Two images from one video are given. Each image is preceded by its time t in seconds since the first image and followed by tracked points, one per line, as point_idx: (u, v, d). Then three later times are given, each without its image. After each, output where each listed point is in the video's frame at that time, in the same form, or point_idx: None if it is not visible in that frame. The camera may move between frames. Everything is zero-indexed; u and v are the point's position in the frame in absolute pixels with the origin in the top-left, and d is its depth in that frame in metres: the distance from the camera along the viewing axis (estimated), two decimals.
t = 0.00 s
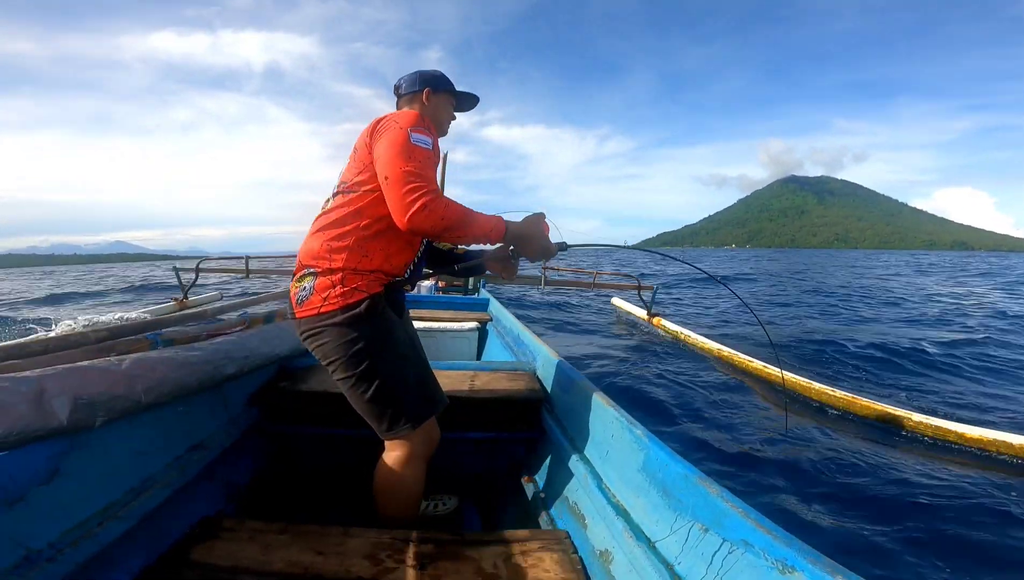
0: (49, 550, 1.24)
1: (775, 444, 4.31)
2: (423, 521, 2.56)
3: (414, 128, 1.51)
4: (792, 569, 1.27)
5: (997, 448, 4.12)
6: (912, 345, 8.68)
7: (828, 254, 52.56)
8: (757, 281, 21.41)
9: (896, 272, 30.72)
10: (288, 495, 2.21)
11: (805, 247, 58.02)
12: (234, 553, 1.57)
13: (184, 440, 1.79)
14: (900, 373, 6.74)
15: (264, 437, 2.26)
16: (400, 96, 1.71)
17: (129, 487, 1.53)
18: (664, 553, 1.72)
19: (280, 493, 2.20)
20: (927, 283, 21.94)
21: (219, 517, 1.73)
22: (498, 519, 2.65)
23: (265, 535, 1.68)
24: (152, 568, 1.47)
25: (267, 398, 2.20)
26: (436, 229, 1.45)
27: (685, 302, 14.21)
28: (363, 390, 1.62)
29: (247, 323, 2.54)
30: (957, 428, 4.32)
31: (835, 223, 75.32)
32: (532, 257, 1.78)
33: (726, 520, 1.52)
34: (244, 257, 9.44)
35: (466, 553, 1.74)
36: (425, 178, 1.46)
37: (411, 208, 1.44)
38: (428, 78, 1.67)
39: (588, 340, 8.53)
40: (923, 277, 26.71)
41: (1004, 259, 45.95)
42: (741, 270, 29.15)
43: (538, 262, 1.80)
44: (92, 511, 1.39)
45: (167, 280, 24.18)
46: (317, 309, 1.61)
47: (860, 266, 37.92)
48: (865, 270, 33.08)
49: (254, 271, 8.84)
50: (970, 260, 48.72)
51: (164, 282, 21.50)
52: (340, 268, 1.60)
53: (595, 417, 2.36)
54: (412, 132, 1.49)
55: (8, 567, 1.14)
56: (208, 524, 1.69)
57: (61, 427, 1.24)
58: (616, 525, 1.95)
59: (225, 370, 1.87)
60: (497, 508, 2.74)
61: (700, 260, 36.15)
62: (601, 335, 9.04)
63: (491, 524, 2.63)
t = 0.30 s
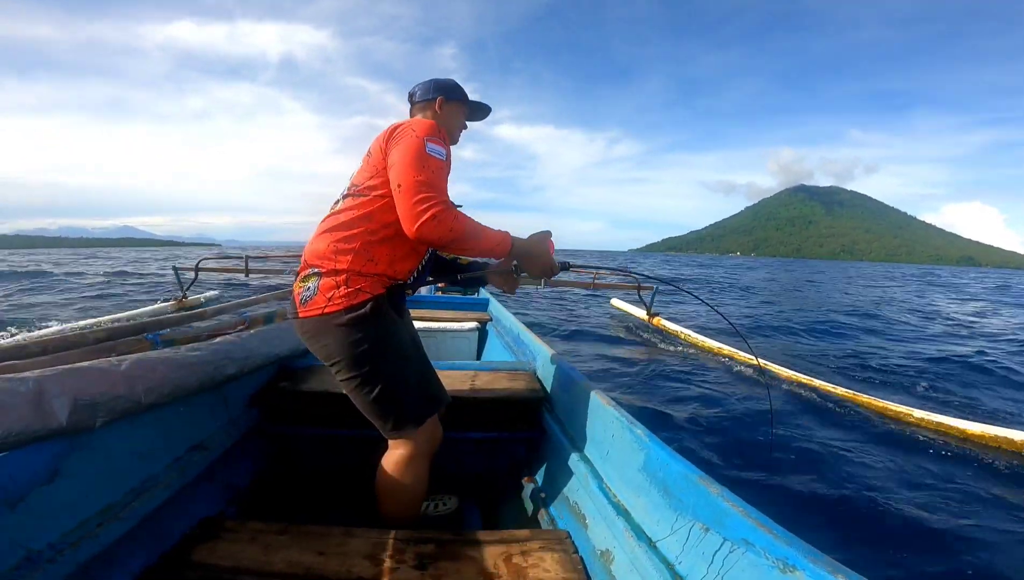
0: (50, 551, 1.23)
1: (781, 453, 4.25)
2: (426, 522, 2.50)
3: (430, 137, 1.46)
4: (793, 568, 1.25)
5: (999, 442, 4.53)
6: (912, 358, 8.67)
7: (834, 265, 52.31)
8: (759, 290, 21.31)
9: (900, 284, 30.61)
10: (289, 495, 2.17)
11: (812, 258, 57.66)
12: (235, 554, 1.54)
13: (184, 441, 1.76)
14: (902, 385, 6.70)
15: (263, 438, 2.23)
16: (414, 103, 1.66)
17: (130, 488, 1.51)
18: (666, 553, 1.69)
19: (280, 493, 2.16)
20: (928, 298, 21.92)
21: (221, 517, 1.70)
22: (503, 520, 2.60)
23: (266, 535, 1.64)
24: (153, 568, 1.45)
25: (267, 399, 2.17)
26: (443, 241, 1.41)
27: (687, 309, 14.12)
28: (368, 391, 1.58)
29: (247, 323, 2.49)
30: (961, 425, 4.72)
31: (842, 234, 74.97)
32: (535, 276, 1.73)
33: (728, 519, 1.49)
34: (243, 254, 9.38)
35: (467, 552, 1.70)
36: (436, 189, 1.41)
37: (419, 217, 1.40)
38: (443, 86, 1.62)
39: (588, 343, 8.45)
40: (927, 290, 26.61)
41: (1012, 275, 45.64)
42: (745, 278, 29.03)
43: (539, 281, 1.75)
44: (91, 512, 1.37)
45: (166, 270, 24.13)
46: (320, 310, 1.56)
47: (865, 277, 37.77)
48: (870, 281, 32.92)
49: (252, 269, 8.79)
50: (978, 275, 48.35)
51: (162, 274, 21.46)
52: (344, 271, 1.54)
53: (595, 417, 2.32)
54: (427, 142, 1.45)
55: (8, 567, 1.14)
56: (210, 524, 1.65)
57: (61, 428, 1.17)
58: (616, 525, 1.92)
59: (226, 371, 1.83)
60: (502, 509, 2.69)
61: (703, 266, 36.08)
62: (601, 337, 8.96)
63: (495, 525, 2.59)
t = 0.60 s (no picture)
0: (47, 550, 1.22)
1: (782, 457, 4.21)
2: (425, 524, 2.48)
3: (423, 139, 1.43)
4: (790, 570, 1.24)
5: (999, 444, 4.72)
6: (911, 365, 8.64)
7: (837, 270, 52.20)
8: (760, 294, 21.26)
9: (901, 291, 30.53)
10: (288, 495, 2.15)
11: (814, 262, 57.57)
12: (233, 553, 1.53)
13: (182, 441, 1.75)
14: (901, 392, 6.67)
15: (263, 438, 2.22)
16: (412, 104, 1.64)
17: (126, 488, 1.50)
18: (664, 555, 1.68)
19: (279, 494, 2.14)
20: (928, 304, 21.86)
21: (219, 516, 1.69)
22: (503, 523, 2.58)
23: (264, 535, 1.63)
24: (151, 568, 1.44)
25: (266, 399, 2.16)
26: (438, 245, 1.39)
27: (688, 311, 14.09)
28: (368, 397, 1.56)
29: (246, 322, 2.47)
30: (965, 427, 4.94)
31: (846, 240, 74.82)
32: (534, 275, 1.71)
33: (725, 521, 1.48)
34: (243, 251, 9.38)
35: (466, 554, 1.68)
36: (430, 191, 1.39)
37: (413, 221, 1.37)
38: (441, 86, 1.59)
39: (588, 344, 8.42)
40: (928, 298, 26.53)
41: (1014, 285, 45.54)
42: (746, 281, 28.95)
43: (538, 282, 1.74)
44: (89, 511, 1.36)
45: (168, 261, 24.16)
46: (318, 317, 1.54)
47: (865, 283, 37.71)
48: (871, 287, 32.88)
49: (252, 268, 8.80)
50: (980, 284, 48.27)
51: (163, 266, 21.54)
52: (341, 278, 1.52)
53: (593, 418, 2.30)
54: (421, 144, 1.42)
55: (6, 566, 1.13)
56: (207, 524, 1.64)
57: (58, 428, 1.15)
58: (615, 526, 1.90)
59: (224, 371, 1.81)
60: (502, 511, 2.67)
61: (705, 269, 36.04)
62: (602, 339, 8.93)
63: (496, 527, 2.57)
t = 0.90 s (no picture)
0: (51, 553, 1.19)
1: (786, 458, 4.15)
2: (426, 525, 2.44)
3: (417, 120, 1.39)
4: (795, 570, 1.23)
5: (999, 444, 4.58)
6: (911, 371, 8.63)
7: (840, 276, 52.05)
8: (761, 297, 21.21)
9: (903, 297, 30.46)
10: (288, 496, 2.11)
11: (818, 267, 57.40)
12: (235, 555, 1.49)
13: (184, 443, 1.71)
14: (902, 399, 6.65)
15: (263, 439, 2.18)
16: (405, 93, 1.59)
17: (129, 490, 1.46)
18: (667, 555, 1.65)
19: (279, 495, 2.10)
20: (921, 311, 21.85)
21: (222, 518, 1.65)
22: (504, 523, 2.53)
23: (266, 537, 1.59)
24: (154, 569, 1.40)
25: (267, 401, 2.12)
26: (447, 218, 1.32)
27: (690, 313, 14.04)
28: (386, 397, 1.52)
29: (247, 325, 2.43)
30: (962, 426, 4.77)
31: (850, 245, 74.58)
32: (548, 232, 1.65)
33: (728, 522, 1.46)
34: (243, 257, 9.29)
35: (468, 554, 1.64)
36: (433, 166, 1.33)
37: (420, 198, 1.31)
38: (433, 73, 1.55)
39: (589, 345, 8.37)
40: (930, 305, 26.47)
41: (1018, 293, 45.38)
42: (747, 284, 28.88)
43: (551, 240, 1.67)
44: (92, 513, 1.32)
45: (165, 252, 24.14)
46: (338, 316, 1.51)
47: (868, 288, 37.61)
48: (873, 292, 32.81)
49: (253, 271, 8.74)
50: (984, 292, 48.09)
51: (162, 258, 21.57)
52: (358, 273, 1.48)
53: (595, 419, 2.27)
54: (416, 125, 1.38)
55: (7, 569, 1.09)
56: (209, 526, 1.60)
57: (61, 430, 1.12)
58: (617, 526, 1.86)
59: (226, 374, 1.77)
60: (503, 511, 2.63)
61: (707, 272, 35.97)
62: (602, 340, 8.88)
63: (497, 529, 2.53)
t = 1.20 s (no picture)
0: (51, 553, 1.18)
1: (785, 460, 4.15)
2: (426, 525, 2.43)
3: (398, 113, 1.37)
4: (794, 571, 1.23)
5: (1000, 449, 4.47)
6: (910, 375, 8.64)
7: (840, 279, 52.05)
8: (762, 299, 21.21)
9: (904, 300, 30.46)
10: (288, 497, 2.10)
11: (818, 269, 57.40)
12: (237, 556, 1.48)
13: (183, 444, 1.71)
14: (901, 402, 6.66)
15: (263, 440, 2.18)
16: (391, 86, 1.57)
17: (129, 491, 1.45)
18: (666, 556, 1.64)
19: (280, 496, 2.10)
20: (921, 314, 21.86)
21: (221, 519, 1.65)
22: (503, 523, 2.53)
23: (266, 538, 1.59)
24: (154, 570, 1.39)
25: (267, 402, 2.12)
26: (436, 208, 1.31)
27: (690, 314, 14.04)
28: (391, 403, 1.52)
29: (246, 326, 2.42)
30: (961, 430, 4.62)
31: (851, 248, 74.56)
32: (537, 209, 1.65)
33: (728, 523, 1.46)
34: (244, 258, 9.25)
35: (467, 555, 1.63)
36: (418, 157, 1.31)
37: (407, 191, 1.30)
38: (419, 67, 1.53)
39: (589, 346, 8.37)
40: (930, 308, 26.48)
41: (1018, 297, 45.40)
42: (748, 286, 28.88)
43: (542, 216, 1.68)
44: (92, 513, 1.32)
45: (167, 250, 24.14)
46: (342, 322, 1.50)
47: (867, 290, 37.64)
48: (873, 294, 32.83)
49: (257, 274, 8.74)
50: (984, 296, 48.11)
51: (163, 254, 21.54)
52: (359, 277, 1.47)
53: (595, 420, 2.26)
54: (397, 119, 1.36)
55: (7, 569, 1.09)
56: (209, 527, 1.59)
57: (61, 431, 1.11)
58: (616, 527, 1.85)
59: (226, 374, 1.76)
60: (503, 511, 2.63)
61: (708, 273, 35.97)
62: (602, 341, 8.88)
63: (497, 530, 2.52)
